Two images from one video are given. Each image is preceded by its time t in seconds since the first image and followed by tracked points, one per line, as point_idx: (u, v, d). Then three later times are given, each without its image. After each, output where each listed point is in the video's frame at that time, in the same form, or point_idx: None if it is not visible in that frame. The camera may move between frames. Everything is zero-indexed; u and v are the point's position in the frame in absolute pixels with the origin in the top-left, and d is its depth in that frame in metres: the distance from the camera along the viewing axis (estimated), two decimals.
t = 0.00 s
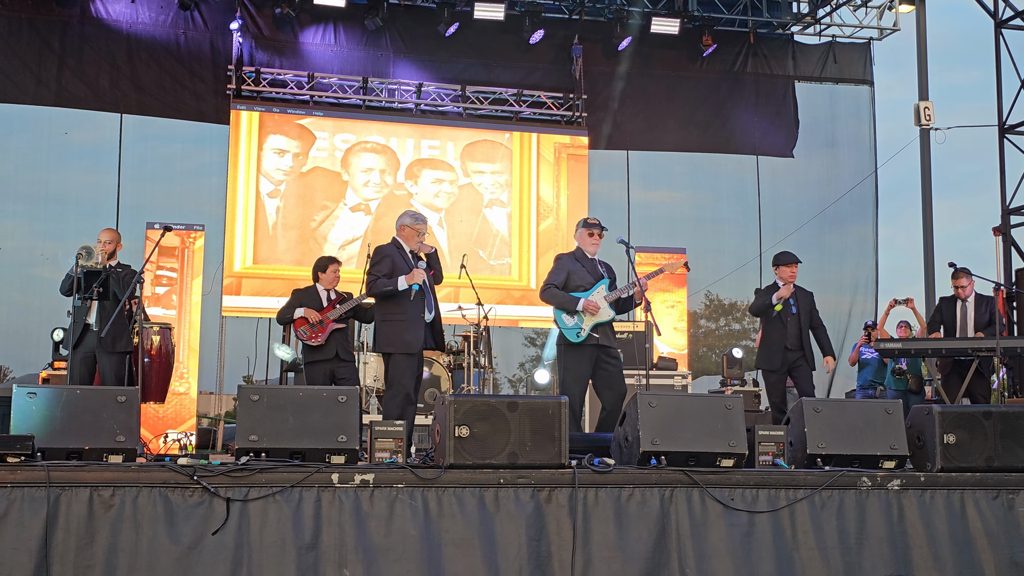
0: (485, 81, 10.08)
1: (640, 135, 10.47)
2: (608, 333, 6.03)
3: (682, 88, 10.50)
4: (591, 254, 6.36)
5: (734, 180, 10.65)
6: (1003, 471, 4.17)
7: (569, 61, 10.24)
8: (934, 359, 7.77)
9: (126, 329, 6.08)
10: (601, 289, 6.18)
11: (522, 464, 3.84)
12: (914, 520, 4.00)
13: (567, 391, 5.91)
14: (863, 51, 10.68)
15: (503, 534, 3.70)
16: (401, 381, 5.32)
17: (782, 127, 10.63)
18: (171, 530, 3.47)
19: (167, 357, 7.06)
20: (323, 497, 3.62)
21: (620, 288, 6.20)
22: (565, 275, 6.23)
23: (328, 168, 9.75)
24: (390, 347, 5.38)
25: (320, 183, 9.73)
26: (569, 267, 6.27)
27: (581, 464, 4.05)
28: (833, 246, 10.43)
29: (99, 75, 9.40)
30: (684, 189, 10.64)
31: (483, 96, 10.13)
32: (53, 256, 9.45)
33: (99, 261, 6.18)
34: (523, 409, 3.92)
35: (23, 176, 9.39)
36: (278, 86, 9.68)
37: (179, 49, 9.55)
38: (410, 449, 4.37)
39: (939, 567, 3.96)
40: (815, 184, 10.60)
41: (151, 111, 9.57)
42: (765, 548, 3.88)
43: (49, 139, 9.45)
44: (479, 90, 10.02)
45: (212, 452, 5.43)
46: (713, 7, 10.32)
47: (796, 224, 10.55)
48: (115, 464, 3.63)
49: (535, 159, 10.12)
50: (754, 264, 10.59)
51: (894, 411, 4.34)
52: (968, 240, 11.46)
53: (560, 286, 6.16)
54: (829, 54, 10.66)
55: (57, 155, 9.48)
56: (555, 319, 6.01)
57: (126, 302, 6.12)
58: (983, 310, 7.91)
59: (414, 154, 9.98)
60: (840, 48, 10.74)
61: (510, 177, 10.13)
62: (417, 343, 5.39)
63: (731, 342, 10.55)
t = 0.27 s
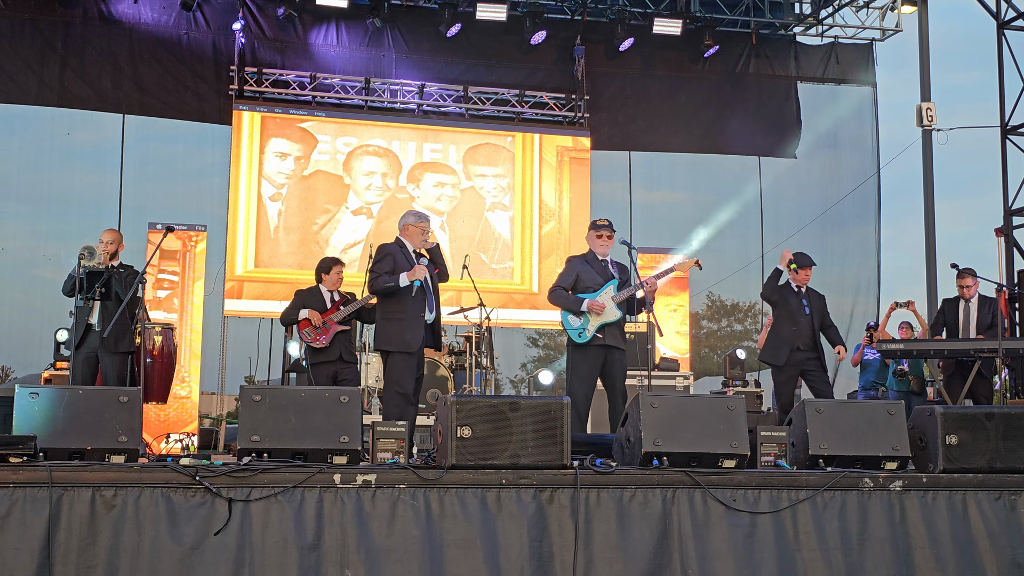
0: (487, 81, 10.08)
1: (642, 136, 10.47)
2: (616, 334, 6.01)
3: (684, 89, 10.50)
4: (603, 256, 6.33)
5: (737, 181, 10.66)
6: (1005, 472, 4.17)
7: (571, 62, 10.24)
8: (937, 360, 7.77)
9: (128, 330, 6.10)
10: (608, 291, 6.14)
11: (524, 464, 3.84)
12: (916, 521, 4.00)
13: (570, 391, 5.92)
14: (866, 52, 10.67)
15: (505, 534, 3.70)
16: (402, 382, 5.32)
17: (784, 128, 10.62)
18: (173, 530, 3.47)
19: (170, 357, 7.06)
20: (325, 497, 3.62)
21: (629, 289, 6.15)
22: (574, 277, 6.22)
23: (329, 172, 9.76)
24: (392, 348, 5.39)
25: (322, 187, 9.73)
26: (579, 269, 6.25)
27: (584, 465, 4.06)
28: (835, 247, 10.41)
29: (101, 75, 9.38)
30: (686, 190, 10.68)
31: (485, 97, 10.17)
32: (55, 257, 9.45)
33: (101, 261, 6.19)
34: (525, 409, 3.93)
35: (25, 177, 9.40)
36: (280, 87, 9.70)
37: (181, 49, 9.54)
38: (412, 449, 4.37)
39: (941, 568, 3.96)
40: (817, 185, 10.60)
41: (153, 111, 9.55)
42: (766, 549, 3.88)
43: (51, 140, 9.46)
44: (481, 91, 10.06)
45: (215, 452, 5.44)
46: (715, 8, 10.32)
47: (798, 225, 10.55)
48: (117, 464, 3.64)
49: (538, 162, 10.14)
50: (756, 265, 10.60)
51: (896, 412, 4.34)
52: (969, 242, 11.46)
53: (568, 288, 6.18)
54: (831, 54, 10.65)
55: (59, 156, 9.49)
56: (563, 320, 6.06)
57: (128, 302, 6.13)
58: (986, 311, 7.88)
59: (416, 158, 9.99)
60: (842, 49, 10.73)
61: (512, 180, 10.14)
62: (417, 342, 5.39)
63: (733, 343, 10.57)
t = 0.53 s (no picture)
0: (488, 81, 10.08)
1: (643, 136, 10.47)
2: (625, 335, 5.98)
3: (685, 89, 10.50)
4: (616, 257, 6.33)
5: (738, 182, 10.65)
6: (1006, 473, 4.17)
7: (572, 62, 10.24)
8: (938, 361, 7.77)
9: (129, 330, 6.10)
10: (617, 292, 6.11)
11: (524, 464, 3.85)
12: (917, 521, 4.00)
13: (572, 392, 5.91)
14: (867, 52, 10.67)
15: (506, 535, 3.70)
16: (403, 383, 5.31)
17: (785, 128, 10.62)
18: (174, 530, 3.47)
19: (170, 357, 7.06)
20: (325, 497, 3.62)
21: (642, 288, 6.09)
22: (585, 278, 6.25)
23: (330, 175, 9.76)
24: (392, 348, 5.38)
25: (322, 190, 9.73)
26: (591, 271, 6.28)
27: (585, 464, 4.06)
28: (836, 248, 10.42)
29: (102, 75, 9.39)
30: (688, 190, 10.64)
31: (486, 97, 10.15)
32: (56, 257, 9.46)
33: (102, 261, 6.19)
34: (526, 409, 3.93)
35: (27, 177, 9.41)
36: (282, 87, 9.71)
37: (183, 49, 9.55)
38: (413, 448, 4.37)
39: (942, 569, 3.96)
40: (818, 186, 10.60)
41: (155, 112, 9.58)
42: (767, 549, 3.88)
43: (53, 140, 9.47)
44: (482, 91, 10.03)
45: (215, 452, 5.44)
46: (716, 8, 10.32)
47: (799, 225, 10.55)
48: (118, 464, 3.64)
49: (539, 165, 10.14)
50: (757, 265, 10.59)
51: (898, 412, 4.34)
52: (971, 242, 11.45)
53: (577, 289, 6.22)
54: (833, 55, 10.65)
55: (60, 156, 9.50)
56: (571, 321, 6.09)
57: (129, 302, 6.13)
58: (988, 312, 7.88)
59: (417, 160, 9.99)
60: (844, 49, 10.72)
61: (513, 183, 10.14)
62: (420, 342, 5.38)
63: (734, 343, 10.53)
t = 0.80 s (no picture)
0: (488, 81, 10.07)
1: (643, 136, 10.47)
2: (627, 335, 6.00)
3: (685, 89, 10.49)
4: (622, 257, 6.34)
5: (738, 182, 10.66)
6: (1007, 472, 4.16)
7: (572, 62, 10.24)
8: (939, 360, 7.77)
9: (131, 328, 6.11)
10: (620, 292, 6.12)
11: (525, 463, 3.85)
12: (917, 521, 4.00)
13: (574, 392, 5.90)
14: (867, 52, 10.67)
15: (506, 534, 3.70)
16: (405, 383, 5.32)
17: (785, 128, 10.62)
18: (174, 529, 3.48)
19: (171, 357, 7.06)
20: (326, 497, 3.62)
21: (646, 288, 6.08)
22: (591, 279, 6.30)
23: (330, 177, 9.75)
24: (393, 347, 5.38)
25: (322, 192, 9.72)
26: (596, 271, 6.33)
27: (585, 464, 4.05)
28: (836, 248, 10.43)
29: (103, 75, 9.40)
30: (687, 190, 10.66)
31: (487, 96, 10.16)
32: (57, 256, 9.46)
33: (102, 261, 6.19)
34: (527, 409, 3.93)
35: (27, 176, 9.41)
36: (282, 86, 9.71)
37: (183, 49, 9.54)
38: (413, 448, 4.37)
39: (941, 569, 3.95)
40: (819, 186, 10.60)
41: (155, 111, 9.58)
42: (767, 548, 3.88)
43: (53, 140, 9.48)
44: (482, 90, 10.03)
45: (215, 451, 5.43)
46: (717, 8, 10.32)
47: (799, 225, 10.56)
48: (119, 463, 3.64)
49: (540, 167, 10.12)
50: (757, 265, 10.59)
51: (898, 412, 4.34)
52: (971, 243, 11.44)
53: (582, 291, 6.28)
54: (833, 54, 10.64)
55: (61, 155, 9.50)
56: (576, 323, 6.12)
57: (130, 301, 6.12)
58: (989, 312, 7.87)
59: (417, 162, 9.97)
60: (844, 49, 10.72)
61: (514, 186, 10.13)
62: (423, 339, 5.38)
63: (734, 343, 10.54)
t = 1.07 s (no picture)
0: (487, 80, 10.06)
1: (642, 135, 10.47)
2: (627, 333, 5.99)
3: (685, 89, 10.48)
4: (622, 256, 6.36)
5: (737, 181, 10.68)
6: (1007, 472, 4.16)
7: (572, 61, 10.23)
8: (937, 360, 7.77)
9: (130, 327, 6.10)
10: (620, 289, 6.13)
11: (523, 463, 3.85)
12: (916, 520, 4.00)
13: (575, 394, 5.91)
14: (866, 52, 10.67)
15: (505, 533, 3.70)
16: (405, 381, 5.33)
17: (785, 128, 10.62)
18: (173, 528, 3.48)
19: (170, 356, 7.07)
20: (325, 496, 3.62)
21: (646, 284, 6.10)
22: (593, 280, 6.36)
23: (330, 180, 9.76)
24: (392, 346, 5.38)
25: (321, 195, 9.72)
26: (597, 272, 6.38)
27: (584, 464, 4.05)
28: (836, 248, 10.44)
29: (102, 74, 9.39)
30: (687, 189, 10.70)
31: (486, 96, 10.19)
32: (56, 255, 9.46)
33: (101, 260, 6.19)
34: (526, 408, 3.93)
35: (26, 175, 9.41)
36: (281, 86, 9.75)
37: (182, 48, 9.53)
38: (412, 447, 4.37)
39: (941, 569, 3.95)
40: (818, 185, 10.60)
41: (154, 111, 9.58)
42: (766, 547, 3.88)
43: (52, 139, 9.47)
44: (482, 89, 10.06)
45: (215, 450, 5.44)
46: (717, 7, 10.31)
47: (798, 224, 10.58)
48: (118, 462, 3.64)
49: (539, 168, 10.13)
50: (756, 265, 10.59)
51: (896, 411, 4.34)
52: (971, 242, 11.44)
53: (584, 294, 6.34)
54: (832, 54, 10.64)
55: (60, 155, 9.50)
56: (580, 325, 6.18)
57: (129, 300, 6.11)
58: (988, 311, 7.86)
59: (417, 164, 9.99)
60: (844, 48, 10.72)
61: (513, 188, 10.14)
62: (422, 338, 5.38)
63: (733, 342, 10.55)
